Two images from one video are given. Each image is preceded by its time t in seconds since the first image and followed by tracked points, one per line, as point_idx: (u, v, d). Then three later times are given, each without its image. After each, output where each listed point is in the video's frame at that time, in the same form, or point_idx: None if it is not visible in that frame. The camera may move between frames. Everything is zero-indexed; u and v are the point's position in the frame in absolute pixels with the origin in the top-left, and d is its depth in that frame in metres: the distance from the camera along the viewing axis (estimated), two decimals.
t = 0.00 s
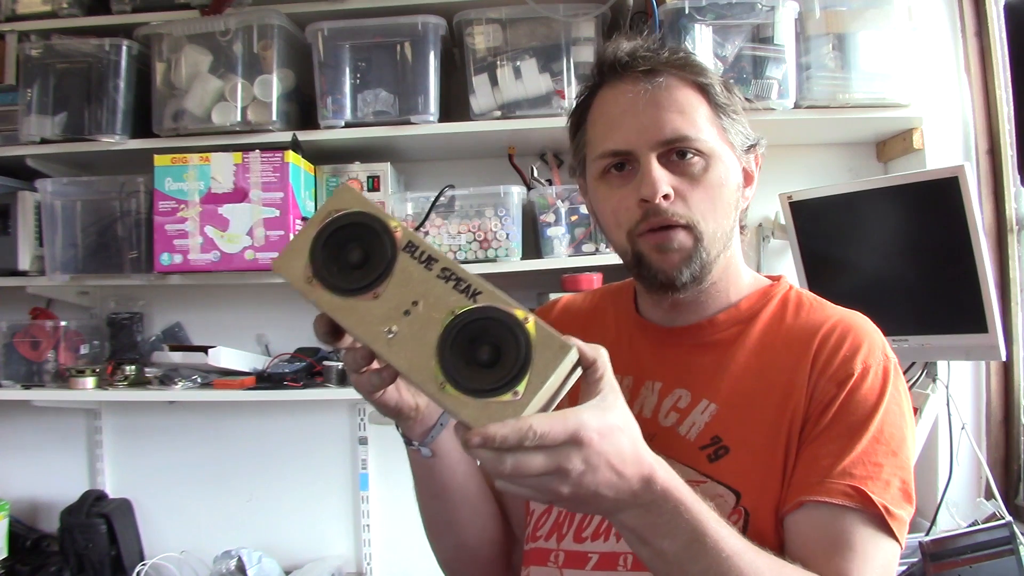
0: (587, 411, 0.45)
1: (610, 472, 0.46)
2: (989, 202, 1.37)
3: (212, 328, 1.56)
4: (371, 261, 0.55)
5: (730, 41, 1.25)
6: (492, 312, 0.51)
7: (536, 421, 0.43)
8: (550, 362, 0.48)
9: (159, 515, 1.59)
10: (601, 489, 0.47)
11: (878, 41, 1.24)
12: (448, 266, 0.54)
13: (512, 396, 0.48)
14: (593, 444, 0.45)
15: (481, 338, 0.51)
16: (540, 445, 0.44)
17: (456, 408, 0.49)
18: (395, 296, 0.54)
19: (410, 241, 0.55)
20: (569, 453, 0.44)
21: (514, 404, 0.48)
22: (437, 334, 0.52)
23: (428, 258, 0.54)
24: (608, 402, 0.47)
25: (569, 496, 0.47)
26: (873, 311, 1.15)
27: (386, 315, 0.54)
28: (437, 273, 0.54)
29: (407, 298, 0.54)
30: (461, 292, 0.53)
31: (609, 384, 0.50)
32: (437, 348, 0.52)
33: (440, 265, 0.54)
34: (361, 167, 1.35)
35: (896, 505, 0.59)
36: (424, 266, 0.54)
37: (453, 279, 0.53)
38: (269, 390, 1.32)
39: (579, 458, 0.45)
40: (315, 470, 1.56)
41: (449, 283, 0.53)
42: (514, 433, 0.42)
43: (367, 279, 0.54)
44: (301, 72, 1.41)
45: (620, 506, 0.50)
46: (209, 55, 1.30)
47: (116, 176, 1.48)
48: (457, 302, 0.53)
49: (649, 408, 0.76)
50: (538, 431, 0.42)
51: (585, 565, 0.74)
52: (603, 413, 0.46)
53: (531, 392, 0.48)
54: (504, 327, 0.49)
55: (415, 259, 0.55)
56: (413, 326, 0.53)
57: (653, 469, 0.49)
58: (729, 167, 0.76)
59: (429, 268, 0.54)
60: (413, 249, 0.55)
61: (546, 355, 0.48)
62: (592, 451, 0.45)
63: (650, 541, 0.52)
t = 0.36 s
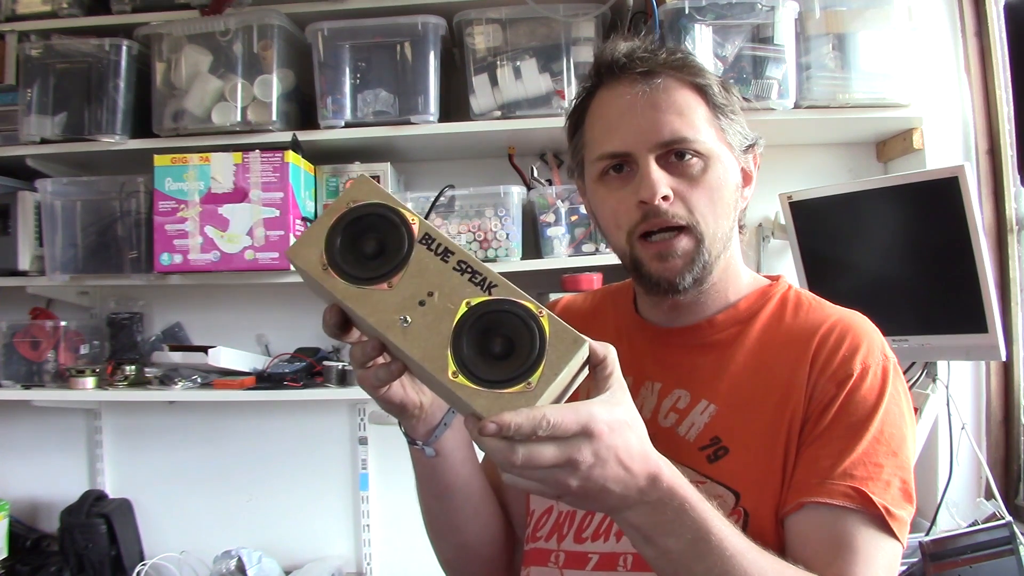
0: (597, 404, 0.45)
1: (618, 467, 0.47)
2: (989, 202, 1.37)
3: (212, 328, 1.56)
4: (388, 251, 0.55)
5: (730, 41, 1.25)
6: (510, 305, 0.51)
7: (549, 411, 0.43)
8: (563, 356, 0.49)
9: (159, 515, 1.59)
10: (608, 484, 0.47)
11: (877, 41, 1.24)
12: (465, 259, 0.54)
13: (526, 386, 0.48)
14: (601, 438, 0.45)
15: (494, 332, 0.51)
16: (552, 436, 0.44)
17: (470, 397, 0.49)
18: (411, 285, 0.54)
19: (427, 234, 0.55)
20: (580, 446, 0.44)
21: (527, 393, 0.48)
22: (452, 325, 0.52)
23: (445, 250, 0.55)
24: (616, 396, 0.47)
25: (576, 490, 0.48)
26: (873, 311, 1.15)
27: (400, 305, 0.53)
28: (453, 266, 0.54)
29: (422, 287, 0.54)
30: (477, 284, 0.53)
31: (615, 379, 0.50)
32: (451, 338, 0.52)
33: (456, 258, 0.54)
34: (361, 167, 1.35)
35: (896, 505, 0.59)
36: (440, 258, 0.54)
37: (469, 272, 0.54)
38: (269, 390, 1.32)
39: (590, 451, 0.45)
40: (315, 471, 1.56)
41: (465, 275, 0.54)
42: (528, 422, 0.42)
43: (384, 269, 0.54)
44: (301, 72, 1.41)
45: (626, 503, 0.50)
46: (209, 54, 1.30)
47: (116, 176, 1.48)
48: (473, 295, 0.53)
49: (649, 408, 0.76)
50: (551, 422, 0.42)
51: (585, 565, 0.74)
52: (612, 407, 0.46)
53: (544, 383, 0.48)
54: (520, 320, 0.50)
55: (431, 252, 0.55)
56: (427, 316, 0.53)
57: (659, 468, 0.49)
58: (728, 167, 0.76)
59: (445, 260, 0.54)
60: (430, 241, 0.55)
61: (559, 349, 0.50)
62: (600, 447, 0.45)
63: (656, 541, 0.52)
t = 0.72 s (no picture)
0: (596, 407, 0.45)
1: (617, 469, 0.47)
2: (989, 202, 1.37)
3: (212, 328, 1.56)
4: (382, 255, 0.55)
5: (730, 41, 1.25)
6: (505, 308, 0.51)
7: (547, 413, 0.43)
8: (560, 358, 0.49)
9: (159, 515, 1.59)
10: (608, 486, 0.47)
11: (878, 41, 1.24)
12: (459, 261, 0.54)
13: (523, 389, 0.48)
14: (600, 441, 0.45)
15: (490, 335, 0.51)
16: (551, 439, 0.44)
17: (466, 401, 0.49)
18: (405, 289, 0.54)
19: (421, 237, 0.55)
20: (579, 448, 0.44)
21: (524, 397, 0.48)
22: (449, 329, 0.52)
23: (439, 253, 0.55)
24: (615, 398, 0.47)
25: (576, 493, 0.48)
26: (872, 311, 1.15)
27: (395, 309, 0.53)
28: (447, 269, 0.54)
29: (417, 292, 0.54)
30: (472, 287, 0.53)
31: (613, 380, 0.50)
32: (448, 342, 0.52)
33: (451, 260, 0.54)
34: (361, 167, 1.35)
35: (896, 505, 0.59)
36: (434, 261, 0.54)
37: (464, 275, 0.53)
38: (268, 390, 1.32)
39: (589, 454, 0.45)
40: (315, 470, 1.56)
41: (460, 278, 0.53)
42: (526, 426, 0.42)
43: (378, 274, 0.54)
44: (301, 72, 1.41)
45: (625, 504, 0.50)
46: (209, 54, 1.30)
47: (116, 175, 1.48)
48: (469, 298, 0.53)
49: (649, 408, 0.76)
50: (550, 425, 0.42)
51: (585, 565, 0.74)
52: (611, 409, 0.46)
53: (542, 386, 0.48)
54: (515, 323, 0.50)
55: (425, 255, 0.55)
56: (423, 320, 0.53)
57: (658, 468, 0.49)
58: (728, 166, 0.76)
59: (440, 263, 0.54)
60: (424, 244, 0.55)
61: (556, 351, 0.50)
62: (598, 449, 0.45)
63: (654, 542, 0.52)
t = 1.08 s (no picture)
0: (596, 407, 0.45)
1: (617, 469, 0.47)
2: (989, 202, 1.37)
3: (212, 328, 1.56)
4: (382, 255, 0.55)
5: (730, 41, 1.25)
6: (506, 308, 0.51)
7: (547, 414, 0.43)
8: (561, 359, 0.49)
9: (159, 515, 1.59)
10: (607, 487, 0.47)
11: (878, 41, 1.24)
12: (460, 262, 0.54)
13: (524, 390, 0.48)
14: (600, 442, 0.45)
15: (491, 335, 0.51)
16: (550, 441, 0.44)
17: (466, 401, 0.49)
18: (406, 289, 0.54)
19: (422, 237, 0.55)
20: (579, 449, 0.44)
21: (525, 397, 0.48)
22: (449, 329, 0.52)
23: (439, 252, 0.55)
24: (614, 398, 0.47)
25: (576, 495, 0.48)
26: (872, 311, 1.15)
27: (396, 309, 0.53)
28: (448, 269, 0.54)
29: (417, 291, 0.54)
30: (473, 287, 0.53)
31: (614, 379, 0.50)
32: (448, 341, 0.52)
33: (451, 260, 0.54)
34: (361, 167, 1.35)
35: (896, 505, 0.59)
36: (435, 261, 0.54)
37: (465, 275, 0.54)
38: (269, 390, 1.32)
39: (589, 454, 0.45)
40: (315, 470, 1.56)
41: (461, 278, 0.54)
42: (526, 426, 0.42)
43: (378, 274, 0.54)
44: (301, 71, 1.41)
45: (625, 505, 0.50)
46: (209, 55, 1.30)
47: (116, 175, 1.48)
48: (470, 298, 0.53)
49: (649, 408, 0.76)
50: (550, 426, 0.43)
51: (585, 564, 0.74)
52: (610, 409, 0.46)
53: (542, 386, 0.48)
54: (517, 323, 0.50)
55: (425, 254, 0.55)
56: (423, 320, 0.53)
57: (658, 469, 0.49)
58: (728, 166, 0.76)
59: (440, 263, 0.54)
60: (425, 244, 0.55)
61: (556, 351, 0.49)
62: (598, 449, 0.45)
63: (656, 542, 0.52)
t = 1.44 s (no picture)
0: (580, 448, 0.44)
1: (611, 498, 0.46)
2: (989, 202, 1.37)
3: (212, 328, 1.56)
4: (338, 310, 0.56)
5: (730, 41, 1.25)
6: (468, 360, 0.51)
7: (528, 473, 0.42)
8: (536, 409, 0.49)
9: (159, 515, 1.59)
10: (603, 512, 0.47)
11: (878, 41, 1.24)
12: (420, 311, 0.54)
13: (502, 447, 0.48)
14: (590, 479, 0.44)
15: (461, 388, 0.51)
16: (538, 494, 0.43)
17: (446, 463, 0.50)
18: (369, 348, 0.55)
19: (377, 287, 0.56)
20: (566, 496, 0.44)
21: (504, 456, 0.48)
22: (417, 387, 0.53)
23: (397, 304, 0.55)
24: (602, 431, 0.46)
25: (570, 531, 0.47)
26: (873, 311, 1.15)
27: (364, 369, 0.55)
28: (410, 320, 0.54)
29: (381, 350, 0.55)
30: (436, 338, 0.53)
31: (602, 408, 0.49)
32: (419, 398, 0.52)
33: (411, 310, 0.55)
34: (361, 167, 1.35)
35: (900, 499, 0.59)
36: (395, 313, 0.55)
37: (427, 325, 0.54)
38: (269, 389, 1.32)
39: (577, 498, 0.44)
40: (315, 470, 1.56)
41: (423, 329, 0.54)
42: (506, 490, 0.42)
43: (339, 332, 0.56)
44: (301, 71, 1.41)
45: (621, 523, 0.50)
46: (209, 55, 1.30)
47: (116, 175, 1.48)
48: (434, 350, 0.53)
49: (649, 402, 0.76)
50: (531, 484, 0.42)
51: (583, 558, 0.74)
52: (597, 446, 0.45)
53: (520, 441, 0.48)
54: (483, 376, 0.50)
55: (384, 306, 0.55)
56: (392, 378, 0.54)
57: (653, 487, 0.49)
58: (719, 175, 0.74)
59: (401, 314, 0.55)
60: (380, 294, 0.56)
61: (530, 400, 0.49)
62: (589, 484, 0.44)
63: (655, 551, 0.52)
